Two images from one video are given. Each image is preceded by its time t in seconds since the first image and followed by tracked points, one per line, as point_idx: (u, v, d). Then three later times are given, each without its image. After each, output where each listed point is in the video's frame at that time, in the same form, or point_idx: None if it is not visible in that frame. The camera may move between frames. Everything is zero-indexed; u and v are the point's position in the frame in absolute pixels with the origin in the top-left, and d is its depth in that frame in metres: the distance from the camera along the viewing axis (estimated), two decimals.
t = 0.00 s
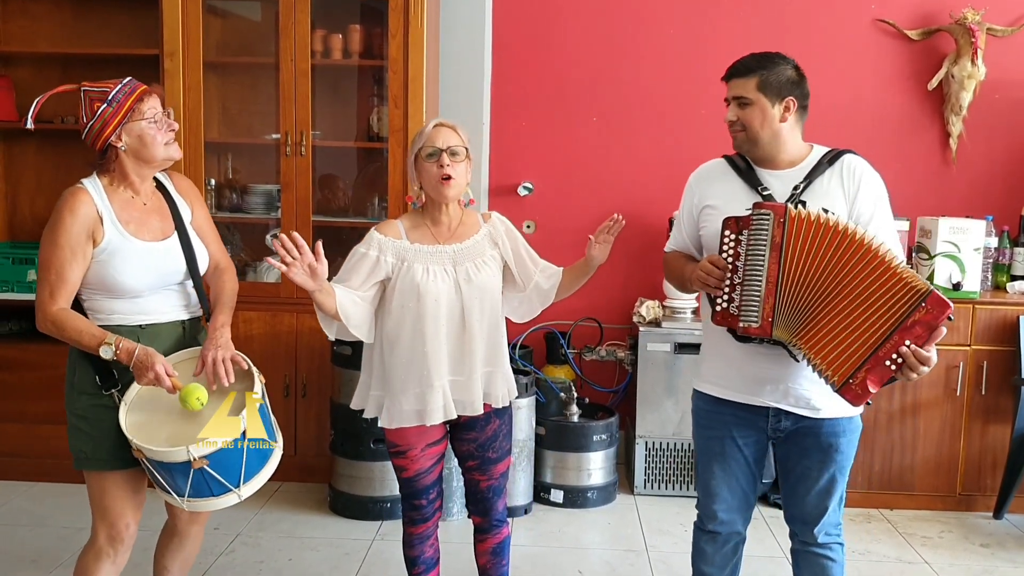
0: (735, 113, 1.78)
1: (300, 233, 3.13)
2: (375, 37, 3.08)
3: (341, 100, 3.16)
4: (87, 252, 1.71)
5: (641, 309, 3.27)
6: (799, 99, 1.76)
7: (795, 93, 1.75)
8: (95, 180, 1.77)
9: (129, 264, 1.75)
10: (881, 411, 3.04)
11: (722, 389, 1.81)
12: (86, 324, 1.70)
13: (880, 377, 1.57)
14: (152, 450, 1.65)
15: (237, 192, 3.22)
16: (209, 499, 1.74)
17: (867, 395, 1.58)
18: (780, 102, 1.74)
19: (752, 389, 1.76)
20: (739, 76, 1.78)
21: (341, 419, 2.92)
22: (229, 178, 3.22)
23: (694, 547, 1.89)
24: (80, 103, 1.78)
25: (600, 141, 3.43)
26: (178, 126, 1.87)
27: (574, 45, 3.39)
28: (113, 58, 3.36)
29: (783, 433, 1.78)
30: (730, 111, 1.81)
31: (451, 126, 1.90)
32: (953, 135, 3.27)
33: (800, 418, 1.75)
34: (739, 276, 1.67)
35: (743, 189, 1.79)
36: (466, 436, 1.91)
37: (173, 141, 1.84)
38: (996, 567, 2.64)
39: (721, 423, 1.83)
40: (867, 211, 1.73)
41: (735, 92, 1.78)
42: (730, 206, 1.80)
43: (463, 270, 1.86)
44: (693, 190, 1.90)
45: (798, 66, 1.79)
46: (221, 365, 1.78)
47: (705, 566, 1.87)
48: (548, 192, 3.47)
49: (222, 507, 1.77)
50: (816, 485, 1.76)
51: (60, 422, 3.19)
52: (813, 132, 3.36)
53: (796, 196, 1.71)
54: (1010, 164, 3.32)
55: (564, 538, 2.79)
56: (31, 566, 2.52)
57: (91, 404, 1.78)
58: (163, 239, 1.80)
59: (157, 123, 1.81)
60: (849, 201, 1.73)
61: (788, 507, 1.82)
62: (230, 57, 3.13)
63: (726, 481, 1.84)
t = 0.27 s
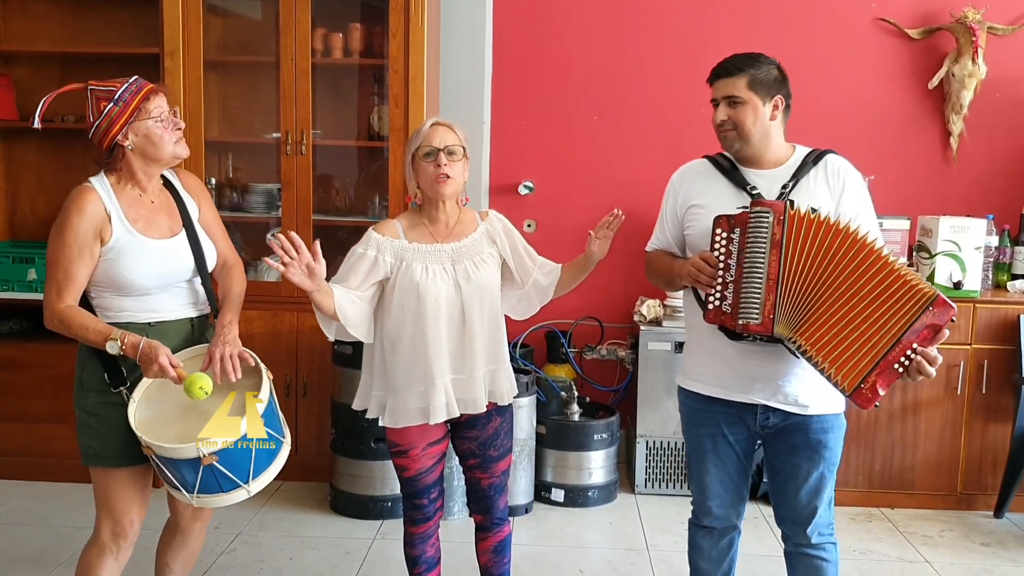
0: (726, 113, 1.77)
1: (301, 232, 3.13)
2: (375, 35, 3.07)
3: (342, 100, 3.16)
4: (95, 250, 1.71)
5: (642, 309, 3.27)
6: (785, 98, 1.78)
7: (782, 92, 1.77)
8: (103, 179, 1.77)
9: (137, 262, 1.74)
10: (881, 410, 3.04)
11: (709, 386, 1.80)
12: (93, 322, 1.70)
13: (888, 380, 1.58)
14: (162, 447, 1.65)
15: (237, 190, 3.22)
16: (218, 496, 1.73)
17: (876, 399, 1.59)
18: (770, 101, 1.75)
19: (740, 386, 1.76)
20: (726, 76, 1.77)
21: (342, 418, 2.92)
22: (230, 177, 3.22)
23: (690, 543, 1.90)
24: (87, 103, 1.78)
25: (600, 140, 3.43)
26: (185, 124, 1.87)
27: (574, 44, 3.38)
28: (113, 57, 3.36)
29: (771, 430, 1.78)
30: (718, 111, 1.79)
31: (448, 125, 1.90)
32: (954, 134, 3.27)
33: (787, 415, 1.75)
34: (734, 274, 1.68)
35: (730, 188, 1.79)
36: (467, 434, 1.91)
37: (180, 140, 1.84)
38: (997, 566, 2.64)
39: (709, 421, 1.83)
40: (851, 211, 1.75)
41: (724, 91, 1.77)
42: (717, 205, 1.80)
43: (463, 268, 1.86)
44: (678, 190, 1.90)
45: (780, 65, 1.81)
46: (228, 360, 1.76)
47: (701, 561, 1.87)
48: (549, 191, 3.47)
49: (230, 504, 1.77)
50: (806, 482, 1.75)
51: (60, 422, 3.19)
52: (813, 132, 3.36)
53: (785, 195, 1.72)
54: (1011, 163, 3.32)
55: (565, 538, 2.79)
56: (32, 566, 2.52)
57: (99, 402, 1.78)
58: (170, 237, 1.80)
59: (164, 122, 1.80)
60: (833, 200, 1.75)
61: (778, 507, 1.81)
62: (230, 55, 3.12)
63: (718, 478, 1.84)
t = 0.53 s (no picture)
0: (720, 110, 1.76)
1: (302, 231, 3.13)
2: (376, 34, 3.07)
3: (342, 99, 3.16)
4: (99, 251, 1.70)
5: (643, 308, 3.27)
6: (773, 96, 1.80)
7: (770, 90, 1.79)
8: (103, 180, 1.76)
9: (140, 264, 1.74)
10: (882, 409, 3.04)
11: (702, 386, 1.80)
12: (97, 324, 1.69)
13: (893, 373, 1.61)
14: (176, 447, 1.64)
15: (238, 189, 3.22)
16: (228, 495, 1.73)
17: (880, 392, 1.61)
18: (761, 99, 1.76)
19: (735, 385, 1.76)
20: (718, 74, 1.77)
21: (343, 417, 2.92)
22: (231, 176, 3.22)
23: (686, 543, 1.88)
24: (86, 103, 1.77)
25: (601, 139, 3.42)
26: (184, 125, 1.87)
27: (575, 44, 3.38)
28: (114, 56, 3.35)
29: (764, 428, 1.78)
30: (709, 109, 1.78)
31: (449, 124, 1.90)
32: (955, 133, 3.27)
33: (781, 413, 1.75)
34: (731, 273, 1.67)
35: (721, 187, 1.79)
36: (469, 433, 1.91)
37: (180, 140, 1.84)
38: (998, 565, 2.64)
39: (701, 421, 1.82)
40: (841, 209, 1.76)
41: (717, 89, 1.76)
42: (709, 205, 1.79)
43: (463, 267, 1.86)
44: (667, 190, 1.89)
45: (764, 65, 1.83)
46: (235, 358, 1.79)
47: (698, 561, 1.86)
48: (549, 190, 3.46)
49: (238, 504, 1.76)
50: (802, 481, 1.75)
51: (61, 421, 3.19)
52: (814, 131, 3.36)
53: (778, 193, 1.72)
54: (1012, 162, 3.31)
55: (566, 537, 2.78)
56: (33, 566, 2.52)
57: (103, 405, 1.77)
58: (171, 237, 1.81)
59: (165, 123, 1.81)
60: (824, 199, 1.76)
61: (773, 506, 1.81)
62: (231, 54, 3.12)
63: (714, 477, 1.83)
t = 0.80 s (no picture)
0: (726, 108, 1.75)
1: (303, 231, 3.13)
2: (377, 34, 3.07)
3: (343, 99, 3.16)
4: (93, 252, 1.69)
5: (644, 308, 3.27)
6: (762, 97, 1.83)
7: (761, 91, 1.82)
8: (94, 179, 1.76)
9: (137, 263, 1.75)
10: (883, 408, 3.04)
11: (699, 386, 1.79)
12: (92, 324, 1.68)
13: (892, 367, 1.63)
14: (183, 444, 1.65)
15: (240, 189, 3.21)
16: (233, 494, 1.72)
17: (880, 386, 1.63)
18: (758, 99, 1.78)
19: (734, 384, 1.76)
20: (719, 73, 1.77)
21: (344, 417, 2.92)
22: (232, 176, 3.21)
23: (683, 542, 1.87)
24: (77, 103, 1.75)
25: (601, 139, 3.43)
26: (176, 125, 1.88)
27: (575, 44, 3.39)
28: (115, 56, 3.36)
29: (762, 427, 1.78)
30: (713, 108, 1.76)
31: (455, 129, 1.89)
32: (955, 133, 3.27)
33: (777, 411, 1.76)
34: (730, 274, 1.67)
35: (713, 188, 1.79)
36: (465, 434, 1.90)
37: (172, 141, 1.86)
38: (1000, 565, 2.64)
39: (699, 420, 1.82)
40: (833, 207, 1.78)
41: (721, 88, 1.75)
42: (702, 207, 1.79)
43: (473, 273, 1.86)
44: (657, 191, 1.88)
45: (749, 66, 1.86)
46: (237, 359, 1.83)
47: (697, 560, 1.84)
48: (550, 190, 3.47)
49: (242, 503, 1.76)
50: (799, 476, 1.75)
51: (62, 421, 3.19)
52: (814, 131, 3.36)
53: (770, 192, 1.73)
54: (1012, 162, 3.32)
55: (568, 537, 2.79)
56: (34, 566, 2.52)
57: (100, 407, 1.76)
58: (164, 238, 1.82)
59: (158, 123, 1.82)
60: (815, 198, 1.78)
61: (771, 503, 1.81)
62: (232, 54, 3.12)
63: (711, 476, 1.82)
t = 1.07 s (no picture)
0: (728, 101, 1.75)
1: (303, 230, 3.13)
2: (378, 34, 3.08)
3: (344, 98, 3.16)
4: (89, 242, 1.70)
5: (645, 307, 3.27)
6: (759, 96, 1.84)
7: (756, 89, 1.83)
8: (93, 172, 1.76)
9: (132, 256, 1.75)
10: (884, 408, 3.05)
11: (704, 385, 1.79)
12: (86, 313, 1.68)
13: (892, 356, 1.65)
14: (172, 442, 1.64)
15: (240, 189, 3.22)
16: (223, 493, 1.72)
17: (881, 375, 1.65)
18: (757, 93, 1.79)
19: (739, 381, 1.76)
20: (715, 70, 1.79)
21: (345, 416, 2.92)
22: (233, 176, 3.21)
23: (685, 543, 1.86)
24: (77, 95, 1.76)
25: (602, 138, 3.43)
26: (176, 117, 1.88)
27: (576, 43, 3.39)
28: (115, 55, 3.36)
29: (768, 423, 1.78)
30: (714, 103, 1.76)
31: (476, 129, 1.89)
32: (956, 132, 3.27)
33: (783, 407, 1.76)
34: (735, 272, 1.66)
35: (714, 187, 1.79)
36: (478, 433, 1.90)
37: (171, 133, 1.86)
38: (1000, 564, 2.64)
39: (703, 418, 1.81)
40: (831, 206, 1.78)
41: (719, 82, 1.76)
42: (703, 206, 1.79)
43: (484, 274, 1.85)
44: (656, 190, 1.87)
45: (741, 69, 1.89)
46: (232, 355, 1.81)
47: (698, 560, 1.83)
48: (550, 189, 3.47)
49: (233, 502, 1.75)
50: (806, 469, 1.76)
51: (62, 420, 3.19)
52: (814, 130, 3.36)
53: (771, 190, 1.73)
54: (1012, 161, 3.32)
55: (568, 536, 2.79)
56: (34, 564, 2.52)
57: (92, 403, 1.76)
58: (161, 232, 1.82)
59: (156, 114, 1.82)
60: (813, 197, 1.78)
61: (779, 497, 1.82)
62: (233, 53, 3.12)
63: (714, 475, 1.82)
